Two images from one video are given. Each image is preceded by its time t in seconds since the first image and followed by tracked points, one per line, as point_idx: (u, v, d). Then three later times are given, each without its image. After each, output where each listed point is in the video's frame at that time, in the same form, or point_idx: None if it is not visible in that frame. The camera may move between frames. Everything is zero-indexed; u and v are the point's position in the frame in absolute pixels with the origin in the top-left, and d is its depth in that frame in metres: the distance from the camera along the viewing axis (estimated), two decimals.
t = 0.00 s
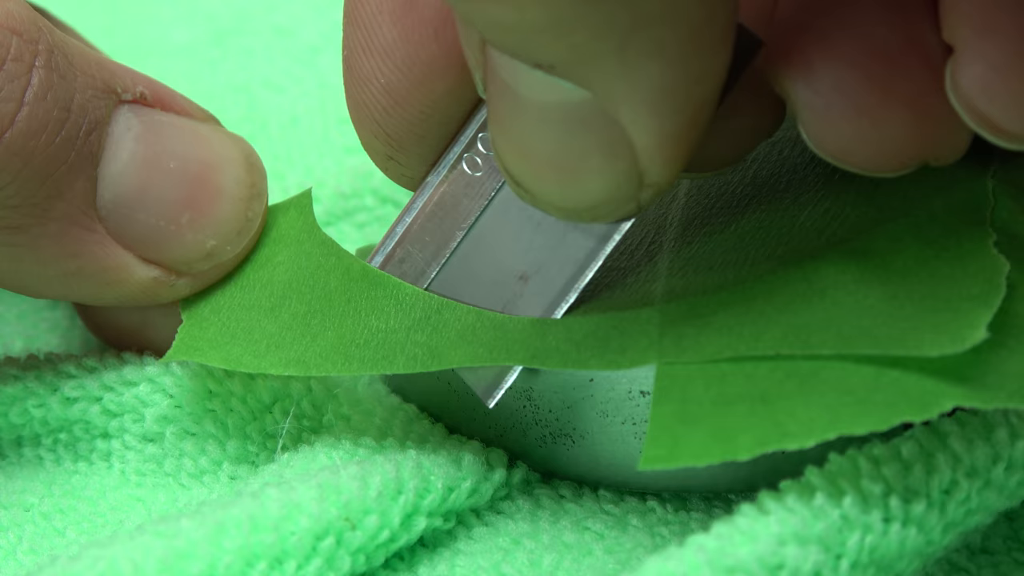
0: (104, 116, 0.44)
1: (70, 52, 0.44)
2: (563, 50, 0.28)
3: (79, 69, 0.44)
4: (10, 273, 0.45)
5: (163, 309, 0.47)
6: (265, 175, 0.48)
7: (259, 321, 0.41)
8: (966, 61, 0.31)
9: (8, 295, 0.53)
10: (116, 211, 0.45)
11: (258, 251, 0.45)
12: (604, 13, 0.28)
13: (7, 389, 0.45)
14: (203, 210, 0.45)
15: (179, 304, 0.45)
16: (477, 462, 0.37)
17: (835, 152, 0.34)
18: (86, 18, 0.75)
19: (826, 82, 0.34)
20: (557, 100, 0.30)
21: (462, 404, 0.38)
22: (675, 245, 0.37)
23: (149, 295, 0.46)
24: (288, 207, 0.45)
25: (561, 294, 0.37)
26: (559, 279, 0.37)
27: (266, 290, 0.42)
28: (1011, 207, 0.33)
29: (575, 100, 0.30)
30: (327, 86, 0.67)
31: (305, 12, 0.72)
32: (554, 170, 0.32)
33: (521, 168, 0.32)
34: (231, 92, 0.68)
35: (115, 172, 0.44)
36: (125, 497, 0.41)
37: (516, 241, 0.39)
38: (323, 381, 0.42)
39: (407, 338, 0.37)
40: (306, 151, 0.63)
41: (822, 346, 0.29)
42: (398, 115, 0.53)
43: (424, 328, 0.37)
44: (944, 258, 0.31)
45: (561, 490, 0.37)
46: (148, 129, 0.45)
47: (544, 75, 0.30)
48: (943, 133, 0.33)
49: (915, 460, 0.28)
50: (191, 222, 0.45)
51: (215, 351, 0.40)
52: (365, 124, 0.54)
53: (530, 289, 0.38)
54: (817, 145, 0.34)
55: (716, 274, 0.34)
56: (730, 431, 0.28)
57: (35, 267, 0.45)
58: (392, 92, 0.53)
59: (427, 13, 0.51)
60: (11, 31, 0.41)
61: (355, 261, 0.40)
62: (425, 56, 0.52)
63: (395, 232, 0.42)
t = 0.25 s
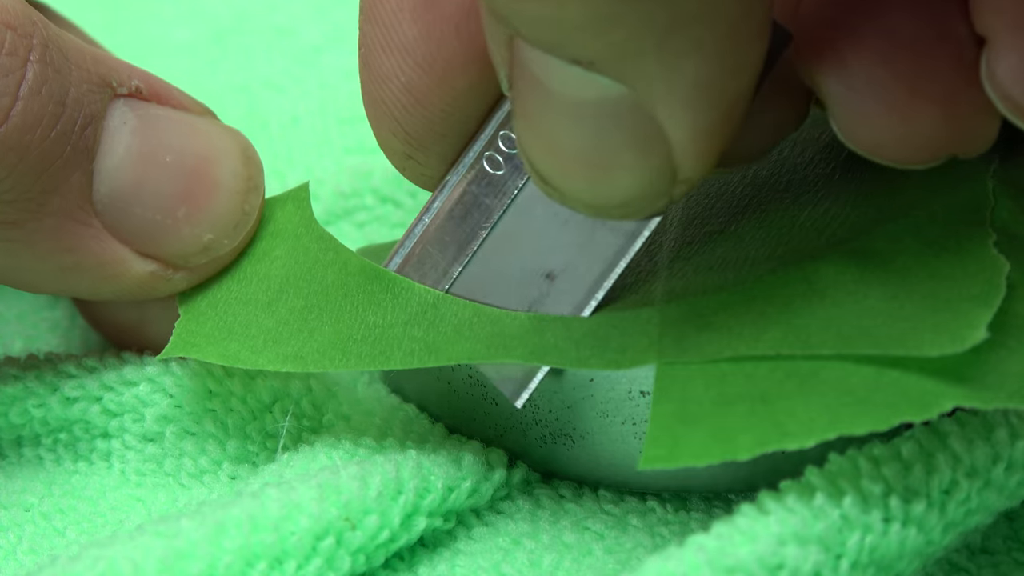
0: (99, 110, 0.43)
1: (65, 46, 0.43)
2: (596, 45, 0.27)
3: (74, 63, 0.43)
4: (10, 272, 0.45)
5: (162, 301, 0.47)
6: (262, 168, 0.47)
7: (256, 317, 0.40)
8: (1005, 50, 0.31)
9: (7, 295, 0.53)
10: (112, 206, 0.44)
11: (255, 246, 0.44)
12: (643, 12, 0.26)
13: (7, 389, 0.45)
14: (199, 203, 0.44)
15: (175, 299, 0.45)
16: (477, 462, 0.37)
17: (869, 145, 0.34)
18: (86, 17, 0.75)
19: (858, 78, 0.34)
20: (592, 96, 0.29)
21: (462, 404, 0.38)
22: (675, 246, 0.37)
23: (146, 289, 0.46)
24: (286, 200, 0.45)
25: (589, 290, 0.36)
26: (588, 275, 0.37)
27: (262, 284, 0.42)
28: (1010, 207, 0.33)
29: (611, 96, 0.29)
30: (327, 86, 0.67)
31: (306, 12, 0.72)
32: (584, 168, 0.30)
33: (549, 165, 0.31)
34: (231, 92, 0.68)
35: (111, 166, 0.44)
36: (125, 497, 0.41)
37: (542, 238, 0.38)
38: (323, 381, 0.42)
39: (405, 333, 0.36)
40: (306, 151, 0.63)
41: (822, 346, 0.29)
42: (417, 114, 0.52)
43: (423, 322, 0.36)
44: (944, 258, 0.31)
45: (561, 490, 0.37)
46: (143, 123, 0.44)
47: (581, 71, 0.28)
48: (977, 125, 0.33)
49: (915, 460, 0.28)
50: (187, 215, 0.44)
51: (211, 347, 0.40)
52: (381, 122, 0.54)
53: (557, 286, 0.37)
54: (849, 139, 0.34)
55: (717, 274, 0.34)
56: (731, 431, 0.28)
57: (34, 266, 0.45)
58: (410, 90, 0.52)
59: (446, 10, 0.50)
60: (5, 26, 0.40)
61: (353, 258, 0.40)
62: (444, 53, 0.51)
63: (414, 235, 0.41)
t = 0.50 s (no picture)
0: (98, 107, 0.43)
1: (64, 42, 0.42)
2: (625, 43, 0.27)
3: (73, 59, 0.42)
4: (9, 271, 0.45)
5: (161, 299, 0.47)
6: (261, 163, 0.47)
7: (254, 312, 0.40)
8: None
9: (7, 295, 0.53)
10: (112, 203, 0.44)
11: (255, 243, 0.44)
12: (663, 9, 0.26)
13: (7, 389, 0.45)
14: (199, 200, 0.44)
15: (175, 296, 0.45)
16: (477, 462, 0.37)
17: (913, 134, 0.33)
18: (85, 18, 0.75)
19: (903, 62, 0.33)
20: (634, 90, 0.28)
21: (462, 404, 0.38)
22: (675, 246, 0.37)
23: (146, 286, 0.46)
24: (285, 197, 0.44)
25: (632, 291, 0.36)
26: (631, 276, 0.36)
27: (261, 281, 0.42)
28: (1009, 207, 0.33)
29: (653, 90, 0.28)
30: (327, 86, 0.67)
31: (306, 12, 0.73)
32: (622, 163, 0.29)
33: (585, 162, 0.30)
34: (232, 92, 0.68)
35: (110, 163, 0.43)
36: (125, 497, 0.41)
37: (578, 238, 0.38)
38: (322, 382, 0.43)
39: (401, 326, 0.36)
40: (306, 151, 0.63)
41: (822, 345, 0.29)
42: (449, 116, 0.52)
43: (418, 315, 0.36)
44: (944, 258, 0.31)
45: (561, 490, 0.37)
46: (142, 120, 0.44)
47: (624, 66, 0.27)
48: None
49: (915, 460, 0.28)
50: (187, 212, 0.44)
51: (210, 342, 0.40)
52: (411, 124, 0.53)
53: (597, 288, 0.36)
54: (895, 129, 0.33)
55: (716, 275, 0.34)
56: (731, 431, 0.28)
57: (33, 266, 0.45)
58: (442, 92, 0.52)
59: (479, 12, 0.50)
60: (4, 22, 0.40)
61: (352, 253, 0.39)
62: (477, 55, 0.51)
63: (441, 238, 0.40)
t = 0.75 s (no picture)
0: (98, 103, 0.43)
1: (63, 37, 0.42)
2: (659, 39, 0.26)
3: (72, 55, 0.42)
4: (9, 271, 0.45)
5: (160, 292, 0.47)
6: (261, 159, 0.47)
7: (252, 303, 0.40)
8: None
9: (6, 294, 0.53)
10: (112, 199, 0.44)
11: (254, 238, 0.43)
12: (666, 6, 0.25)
13: (7, 389, 0.45)
14: (199, 196, 0.44)
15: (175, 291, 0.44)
16: (477, 462, 0.37)
17: (948, 125, 0.34)
18: (84, 17, 0.75)
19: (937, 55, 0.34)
20: (665, 84, 0.28)
21: (462, 404, 0.38)
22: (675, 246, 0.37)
23: (146, 281, 0.46)
24: (286, 194, 0.44)
25: (662, 280, 0.36)
26: (659, 266, 0.36)
27: (260, 275, 0.41)
28: (1009, 207, 0.33)
29: (686, 84, 0.28)
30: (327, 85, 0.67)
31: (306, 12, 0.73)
32: (650, 155, 0.29)
33: (612, 155, 0.30)
34: (232, 91, 0.68)
35: (110, 159, 0.43)
36: (125, 497, 0.41)
37: (603, 231, 0.38)
38: (324, 382, 0.43)
39: (398, 316, 0.36)
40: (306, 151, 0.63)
41: (822, 345, 0.29)
42: (471, 109, 0.53)
43: (416, 305, 0.36)
44: (943, 258, 0.31)
45: (561, 490, 0.37)
46: (142, 116, 0.44)
47: (658, 59, 0.27)
48: None
49: (915, 460, 0.28)
50: (187, 207, 0.44)
51: (207, 333, 0.40)
52: (435, 118, 0.54)
53: (625, 279, 0.37)
54: (926, 118, 0.34)
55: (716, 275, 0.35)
56: (731, 431, 0.27)
57: (33, 266, 0.45)
58: (466, 85, 0.53)
59: (502, 3, 0.50)
60: (3, 18, 0.40)
61: (352, 248, 0.39)
62: (501, 48, 0.51)
63: (464, 231, 0.40)
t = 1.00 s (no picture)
0: (97, 103, 0.43)
1: (62, 38, 0.42)
2: (689, 35, 0.27)
3: (72, 55, 0.42)
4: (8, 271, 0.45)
5: (158, 295, 0.47)
6: (260, 159, 0.47)
7: (253, 307, 0.40)
8: None
9: (6, 295, 0.53)
10: (112, 199, 0.44)
11: (253, 240, 0.44)
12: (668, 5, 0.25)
13: (7, 389, 0.45)
14: (198, 196, 0.44)
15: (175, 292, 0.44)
16: (477, 462, 0.37)
17: (954, 121, 0.34)
18: (84, 17, 0.75)
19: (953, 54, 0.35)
20: (687, 80, 0.28)
21: (462, 404, 0.38)
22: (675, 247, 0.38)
23: (145, 282, 0.46)
24: (286, 195, 0.44)
25: (668, 275, 0.35)
26: (667, 263, 0.36)
27: (260, 277, 0.42)
28: (1009, 206, 0.34)
29: (708, 82, 0.28)
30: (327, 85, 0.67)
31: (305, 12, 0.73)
32: (669, 150, 0.30)
33: (628, 148, 0.31)
34: (232, 92, 0.68)
35: (110, 159, 0.43)
36: (125, 497, 0.41)
37: (612, 224, 0.37)
38: (323, 382, 0.44)
39: (398, 321, 0.36)
40: (306, 151, 0.63)
41: (822, 346, 0.29)
42: (481, 100, 0.50)
43: (416, 310, 0.36)
44: (943, 257, 0.31)
45: (561, 490, 0.37)
46: (141, 116, 0.44)
47: (683, 56, 0.28)
48: None
49: (915, 460, 0.28)
50: (186, 208, 0.44)
51: (208, 338, 0.40)
52: (442, 109, 0.52)
53: (632, 275, 0.36)
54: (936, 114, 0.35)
55: (716, 276, 0.35)
56: (731, 432, 0.27)
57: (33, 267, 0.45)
58: (475, 75, 0.50)
59: None
60: (3, 18, 0.40)
61: (352, 250, 0.39)
62: (512, 37, 0.48)
63: (471, 222, 0.40)
